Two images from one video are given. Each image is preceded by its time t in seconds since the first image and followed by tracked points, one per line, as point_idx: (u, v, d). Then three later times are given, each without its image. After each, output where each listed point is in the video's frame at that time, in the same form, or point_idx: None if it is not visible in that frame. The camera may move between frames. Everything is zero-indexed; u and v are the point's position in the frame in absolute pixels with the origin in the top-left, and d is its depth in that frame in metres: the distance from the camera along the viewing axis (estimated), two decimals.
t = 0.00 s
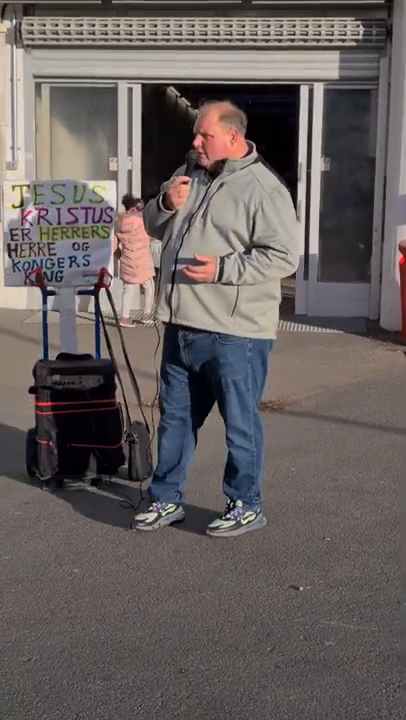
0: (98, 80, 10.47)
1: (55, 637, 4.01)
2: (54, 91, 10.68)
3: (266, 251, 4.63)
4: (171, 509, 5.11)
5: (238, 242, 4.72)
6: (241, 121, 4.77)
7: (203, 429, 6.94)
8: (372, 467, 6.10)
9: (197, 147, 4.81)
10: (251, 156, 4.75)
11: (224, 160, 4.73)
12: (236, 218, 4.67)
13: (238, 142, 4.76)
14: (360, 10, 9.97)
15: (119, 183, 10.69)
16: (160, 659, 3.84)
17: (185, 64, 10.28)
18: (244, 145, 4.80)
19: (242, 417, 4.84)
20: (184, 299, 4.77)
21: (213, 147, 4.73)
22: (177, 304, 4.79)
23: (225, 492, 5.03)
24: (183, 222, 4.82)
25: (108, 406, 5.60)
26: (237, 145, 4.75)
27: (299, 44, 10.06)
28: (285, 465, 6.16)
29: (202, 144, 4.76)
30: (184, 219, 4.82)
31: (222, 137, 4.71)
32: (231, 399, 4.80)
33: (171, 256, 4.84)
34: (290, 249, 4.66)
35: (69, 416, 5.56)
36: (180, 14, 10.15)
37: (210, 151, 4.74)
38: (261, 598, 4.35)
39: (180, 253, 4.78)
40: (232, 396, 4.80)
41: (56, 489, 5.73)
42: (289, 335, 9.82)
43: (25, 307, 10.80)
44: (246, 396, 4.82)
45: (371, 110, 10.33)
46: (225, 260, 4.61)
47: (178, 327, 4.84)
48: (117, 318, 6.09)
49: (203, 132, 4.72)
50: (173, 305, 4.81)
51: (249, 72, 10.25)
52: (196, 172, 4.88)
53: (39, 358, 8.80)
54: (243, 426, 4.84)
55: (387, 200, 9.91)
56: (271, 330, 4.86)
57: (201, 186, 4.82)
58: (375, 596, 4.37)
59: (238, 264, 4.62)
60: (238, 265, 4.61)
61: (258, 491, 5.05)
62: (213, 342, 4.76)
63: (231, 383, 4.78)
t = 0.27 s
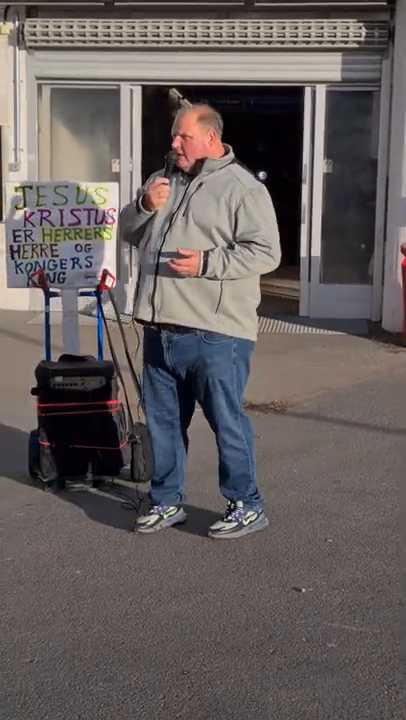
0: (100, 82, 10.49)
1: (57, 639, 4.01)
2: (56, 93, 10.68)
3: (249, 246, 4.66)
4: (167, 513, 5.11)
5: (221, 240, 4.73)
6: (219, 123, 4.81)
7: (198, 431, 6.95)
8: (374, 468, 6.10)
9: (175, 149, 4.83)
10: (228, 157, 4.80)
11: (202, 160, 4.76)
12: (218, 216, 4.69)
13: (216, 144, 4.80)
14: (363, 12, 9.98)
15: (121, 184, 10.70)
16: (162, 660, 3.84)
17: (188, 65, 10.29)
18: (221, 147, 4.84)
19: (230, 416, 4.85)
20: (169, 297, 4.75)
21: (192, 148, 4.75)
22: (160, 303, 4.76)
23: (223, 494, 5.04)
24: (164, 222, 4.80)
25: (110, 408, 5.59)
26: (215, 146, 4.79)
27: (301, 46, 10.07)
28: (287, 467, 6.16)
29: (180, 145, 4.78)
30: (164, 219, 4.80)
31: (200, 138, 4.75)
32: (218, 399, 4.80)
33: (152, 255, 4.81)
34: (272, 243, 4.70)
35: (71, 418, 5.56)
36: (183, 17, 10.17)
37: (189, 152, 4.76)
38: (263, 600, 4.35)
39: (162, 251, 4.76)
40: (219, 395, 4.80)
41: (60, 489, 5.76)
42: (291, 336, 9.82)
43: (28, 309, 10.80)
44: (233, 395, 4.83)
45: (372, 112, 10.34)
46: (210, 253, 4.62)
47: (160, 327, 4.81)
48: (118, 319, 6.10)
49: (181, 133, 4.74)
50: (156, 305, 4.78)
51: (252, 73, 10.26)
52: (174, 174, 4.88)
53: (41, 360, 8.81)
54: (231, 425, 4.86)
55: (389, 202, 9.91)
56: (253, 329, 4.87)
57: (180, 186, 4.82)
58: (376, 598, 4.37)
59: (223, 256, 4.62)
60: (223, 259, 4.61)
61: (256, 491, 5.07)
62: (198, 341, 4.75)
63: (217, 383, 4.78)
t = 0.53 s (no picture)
0: (104, 84, 10.49)
1: (60, 641, 4.01)
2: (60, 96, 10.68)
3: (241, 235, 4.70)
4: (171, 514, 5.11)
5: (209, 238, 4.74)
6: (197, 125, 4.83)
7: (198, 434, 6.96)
8: (378, 471, 6.09)
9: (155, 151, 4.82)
10: (207, 159, 4.83)
11: (183, 162, 4.77)
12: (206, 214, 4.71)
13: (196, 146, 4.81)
14: (367, 15, 9.99)
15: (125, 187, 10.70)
16: (166, 663, 3.83)
17: (192, 68, 10.29)
18: (199, 150, 4.86)
19: (222, 416, 4.84)
20: (160, 297, 4.73)
21: (174, 149, 4.75)
22: (152, 304, 4.75)
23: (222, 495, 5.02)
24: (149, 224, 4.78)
25: (114, 410, 5.60)
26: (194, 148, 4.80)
27: (305, 49, 10.07)
28: (290, 470, 6.15)
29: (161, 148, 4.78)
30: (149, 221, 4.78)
31: (181, 139, 4.75)
32: (211, 399, 4.79)
33: (140, 257, 4.78)
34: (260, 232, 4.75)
35: (74, 420, 5.56)
36: (186, 20, 10.18)
37: (170, 154, 4.76)
38: (267, 602, 4.35)
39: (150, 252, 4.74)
40: (211, 396, 4.78)
41: (65, 492, 5.76)
42: (294, 339, 9.82)
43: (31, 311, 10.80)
44: (225, 395, 4.82)
45: (376, 114, 10.34)
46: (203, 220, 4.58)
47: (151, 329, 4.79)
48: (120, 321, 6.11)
49: (162, 135, 4.74)
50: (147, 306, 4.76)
51: (255, 76, 10.26)
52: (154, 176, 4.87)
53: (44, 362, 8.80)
54: (223, 425, 4.85)
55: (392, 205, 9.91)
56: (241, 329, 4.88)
57: (163, 189, 4.81)
58: (380, 601, 4.37)
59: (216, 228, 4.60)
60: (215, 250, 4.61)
61: (256, 488, 5.05)
62: (189, 341, 4.74)
63: (209, 383, 4.76)
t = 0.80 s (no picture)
0: (109, 87, 10.50)
1: (64, 644, 4.01)
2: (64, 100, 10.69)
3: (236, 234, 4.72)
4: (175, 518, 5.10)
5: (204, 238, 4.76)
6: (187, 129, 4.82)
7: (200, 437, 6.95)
8: (383, 475, 6.09)
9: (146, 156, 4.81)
10: (197, 162, 4.83)
11: (174, 166, 4.77)
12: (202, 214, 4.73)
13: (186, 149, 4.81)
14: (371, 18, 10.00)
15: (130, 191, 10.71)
16: (170, 666, 3.83)
17: (197, 71, 10.30)
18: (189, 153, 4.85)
19: (222, 416, 4.83)
20: (157, 299, 4.74)
21: (165, 153, 4.75)
22: (150, 307, 4.76)
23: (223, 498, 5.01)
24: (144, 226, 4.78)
25: (117, 414, 5.59)
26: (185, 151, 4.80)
27: (310, 52, 10.08)
28: (294, 473, 6.15)
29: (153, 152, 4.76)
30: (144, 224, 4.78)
31: (172, 143, 4.74)
32: (210, 400, 4.78)
33: (136, 259, 4.79)
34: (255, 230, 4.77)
35: (78, 423, 5.57)
36: (191, 23, 10.18)
37: (162, 158, 4.76)
38: (271, 606, 4.35)
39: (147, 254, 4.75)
40: (210, 396, 4.78)
41: (70, 495, 5.76)
42: (299, 342, 9.81)
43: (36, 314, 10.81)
44: (224, 395, 4.82)
45: (381, 118, 10.34)
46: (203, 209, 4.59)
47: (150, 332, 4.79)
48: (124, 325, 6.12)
49: (153, 140, 4.72)
50: (146, 308, 4.77)
51: (260, 79, 10.26)
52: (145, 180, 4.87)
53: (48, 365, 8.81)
54: (224, 425, 4.84)
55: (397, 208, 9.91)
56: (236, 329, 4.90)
57: (156, 193, 4.82)
58: (385, 605, 4.36)
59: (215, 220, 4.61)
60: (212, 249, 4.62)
61: (255, 489, 5.04)
62: (187, 342, 4.74)
63: (208, 384, 4.76)
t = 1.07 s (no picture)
0: (115, 89, 10.51)
1: (70, 646, 4.01)
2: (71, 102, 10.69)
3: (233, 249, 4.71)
4: (181, 520, 5.11)
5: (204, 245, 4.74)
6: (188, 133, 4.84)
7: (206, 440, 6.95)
8: (389, 477, 6.08)
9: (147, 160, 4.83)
10: (199, 166, 4.84)
11: (176, 170, 4.77)
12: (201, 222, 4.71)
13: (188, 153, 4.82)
14: (378, 21, 9.99)
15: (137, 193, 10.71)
16: (176, 669, 3.83)
17: (203, 74, 10.30)
18: (190, 158, 4.87)
19: (225, 418, 4.83)
20: (158, 303, 4.74)
21: (167, 157, 4.76)
22: (151, 309, 4.75)
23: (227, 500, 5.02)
24: (146, 230, 4.78)
25: (123, 415, 5.59)
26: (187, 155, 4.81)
27: (316, 54, 10.07)
28: (301, 475, 6.14)
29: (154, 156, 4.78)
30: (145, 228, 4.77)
31: (173, 147, 4.77)
32: (214, 402, 4.78)
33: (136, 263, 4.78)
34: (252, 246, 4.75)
35: (83, 425, 5.57)
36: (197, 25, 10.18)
37: (164, 161, 4.76)
38: (277, 609, 4.34)
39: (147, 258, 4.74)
40: (213, 398, 4.78)
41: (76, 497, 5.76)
42: (305, 345, 9.81)
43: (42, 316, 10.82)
44: (227, 397, 4.82)
45: (387, 120, 10.33)
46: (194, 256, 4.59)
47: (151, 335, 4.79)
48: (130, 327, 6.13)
49: (155, 143, 4.74)
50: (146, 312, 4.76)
51: (267, 81, 10.26)
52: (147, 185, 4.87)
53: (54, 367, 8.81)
54: (227, 428, 4.84)
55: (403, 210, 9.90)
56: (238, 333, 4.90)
57: (158, 196, 4.80)
58: (391, 608, 4.35)
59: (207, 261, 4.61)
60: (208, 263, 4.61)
61: (258, 490, 5.05)
62: (188, 346, 4.74)
63: (211, 386, 4.76)
